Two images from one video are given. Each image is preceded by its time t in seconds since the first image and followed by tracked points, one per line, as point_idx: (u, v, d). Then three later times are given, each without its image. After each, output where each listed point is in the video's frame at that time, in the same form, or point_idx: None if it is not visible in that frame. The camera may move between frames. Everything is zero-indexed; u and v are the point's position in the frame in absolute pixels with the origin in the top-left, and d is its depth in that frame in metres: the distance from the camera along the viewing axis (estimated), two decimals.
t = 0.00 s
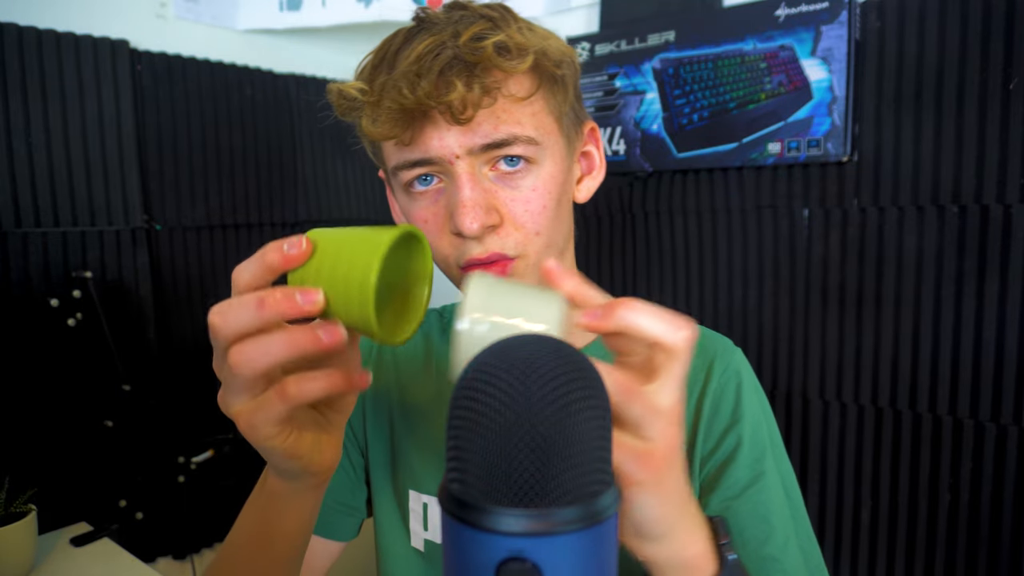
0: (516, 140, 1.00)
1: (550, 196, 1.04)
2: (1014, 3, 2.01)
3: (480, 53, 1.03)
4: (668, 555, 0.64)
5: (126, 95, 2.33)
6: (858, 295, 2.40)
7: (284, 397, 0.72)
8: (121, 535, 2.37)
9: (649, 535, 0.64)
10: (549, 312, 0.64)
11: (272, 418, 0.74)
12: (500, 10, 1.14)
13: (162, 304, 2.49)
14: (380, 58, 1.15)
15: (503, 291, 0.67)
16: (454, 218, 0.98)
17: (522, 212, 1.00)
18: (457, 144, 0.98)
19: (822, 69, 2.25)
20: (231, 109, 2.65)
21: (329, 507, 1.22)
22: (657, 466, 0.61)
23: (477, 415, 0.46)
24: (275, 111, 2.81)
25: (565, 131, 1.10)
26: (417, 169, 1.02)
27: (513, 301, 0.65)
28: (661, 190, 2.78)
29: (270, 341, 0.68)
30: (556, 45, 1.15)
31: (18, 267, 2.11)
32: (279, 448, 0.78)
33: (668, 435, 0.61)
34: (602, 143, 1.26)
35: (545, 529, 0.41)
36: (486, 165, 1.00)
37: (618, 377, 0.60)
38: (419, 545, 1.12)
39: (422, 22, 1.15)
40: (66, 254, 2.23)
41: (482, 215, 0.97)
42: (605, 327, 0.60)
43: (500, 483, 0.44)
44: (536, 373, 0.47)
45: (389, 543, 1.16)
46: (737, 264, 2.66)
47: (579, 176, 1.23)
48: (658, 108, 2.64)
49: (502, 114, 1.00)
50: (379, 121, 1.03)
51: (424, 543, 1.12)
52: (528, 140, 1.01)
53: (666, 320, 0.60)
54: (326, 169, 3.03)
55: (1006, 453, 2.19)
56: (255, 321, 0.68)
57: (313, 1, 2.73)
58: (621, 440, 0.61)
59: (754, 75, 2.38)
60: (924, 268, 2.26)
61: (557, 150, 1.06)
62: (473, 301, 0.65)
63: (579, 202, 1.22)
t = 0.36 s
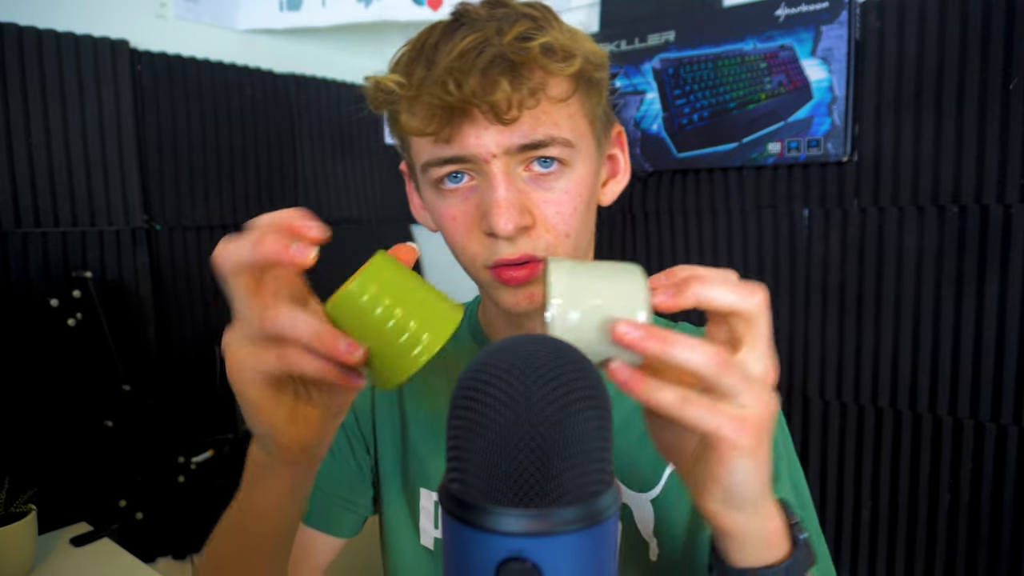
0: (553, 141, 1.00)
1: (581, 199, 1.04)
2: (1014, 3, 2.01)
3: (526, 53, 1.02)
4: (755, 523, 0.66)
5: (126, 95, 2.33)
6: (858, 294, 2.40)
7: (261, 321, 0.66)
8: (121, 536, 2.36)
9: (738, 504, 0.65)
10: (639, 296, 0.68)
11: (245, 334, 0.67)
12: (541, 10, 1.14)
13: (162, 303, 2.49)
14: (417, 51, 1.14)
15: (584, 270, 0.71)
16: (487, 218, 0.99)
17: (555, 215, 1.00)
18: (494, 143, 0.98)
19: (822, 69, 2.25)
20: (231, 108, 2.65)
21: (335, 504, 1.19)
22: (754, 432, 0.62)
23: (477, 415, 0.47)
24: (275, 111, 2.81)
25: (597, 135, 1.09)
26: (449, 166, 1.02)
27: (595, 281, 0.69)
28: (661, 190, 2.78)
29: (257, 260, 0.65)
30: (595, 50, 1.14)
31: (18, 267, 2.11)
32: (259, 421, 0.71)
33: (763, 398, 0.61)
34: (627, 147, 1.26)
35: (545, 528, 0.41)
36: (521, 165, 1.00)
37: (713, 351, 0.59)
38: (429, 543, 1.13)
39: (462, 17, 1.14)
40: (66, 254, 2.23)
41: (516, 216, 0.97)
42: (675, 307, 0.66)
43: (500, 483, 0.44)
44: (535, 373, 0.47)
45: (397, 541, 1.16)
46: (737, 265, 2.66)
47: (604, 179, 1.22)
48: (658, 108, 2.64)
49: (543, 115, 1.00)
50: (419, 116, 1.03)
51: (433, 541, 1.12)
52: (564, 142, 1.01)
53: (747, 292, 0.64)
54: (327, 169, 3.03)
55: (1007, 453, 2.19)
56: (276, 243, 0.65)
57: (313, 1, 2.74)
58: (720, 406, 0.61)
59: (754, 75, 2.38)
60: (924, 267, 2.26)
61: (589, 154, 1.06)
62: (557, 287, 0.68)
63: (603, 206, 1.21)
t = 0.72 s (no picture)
0: (582, 145, 1.01)
1: (605, 203, 1.05)
2: (1014, 3, 2.01)
3: (566, 56, 1.02)
4: (813, 476, 0.71)
5: (126, 95, 2.33)
6: (859, 295, 2.40)
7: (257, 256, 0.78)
8: (121, 535, 2.36)
9: (797, 457, 0.70)
10: (689, 258, 0.70)
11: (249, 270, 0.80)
12: (579, 12, 1.12)
13: (162, 303, 2.49)
14: (452, 43, 1.11)
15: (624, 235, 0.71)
16: (512, 218, 1.00)
17: (580, 218, 1.01)
18: (525, 144, 0.99)
19: (821, 69, 2.25)
20: (231, 108, 2.65)
21: (332, 503, 1.14)
22: (813, 379, 0.66)
23: (476, 415, 0.47)
24: (275, 111, 2.81)
25: (622, 140, 1.10)
26: (476, 163, 1.03)
27: (643, 246, 0.70)
28: (660, 190, 2.78)
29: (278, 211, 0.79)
30: (630, 57, 1.13)
31: (17, 267, 2.10)
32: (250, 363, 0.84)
33: (816, 338, 0.67)
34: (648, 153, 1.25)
35: (546, 529, 0.41)
36: (549, 166, 1.01)
37: (770, 299, 0.65)
38: (433, 538, 1.09)
39: (499, 11, 1.11)
40: (66, 254, 2.23)
41: (542, 218, 0.99)
42: (726, 268, 0.70)
43: (500, 483, 0.44)
44: (535, 374, 0.47)
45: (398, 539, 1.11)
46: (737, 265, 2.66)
47: (625, 183, 1.21)
48: (658, 107, 2.64)
49: (576, 119, 1.00)
50: (452, 112, 1.02)
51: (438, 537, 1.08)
52: (593, 147, 1.02)
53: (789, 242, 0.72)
54: (327, 170, 3.04)
55: (1007, 453, 2.19)
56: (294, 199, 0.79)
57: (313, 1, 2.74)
58: (782, 351, 0.65)
59: (754, 75, 2.38)
60: (925, 267, 2.26)
61: (616, 159, 1.07)
62: (614, 263, 0.67)
63: (622, 210, 1.19)
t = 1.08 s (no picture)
0: (585, 143, 1.01)
1: (607, 203, 1.05)
2: (1014, 3, 2.01)
3: (574, 55, 1.02)
4: (882, 389, 0.72)
5: (127, 96, 2.33)
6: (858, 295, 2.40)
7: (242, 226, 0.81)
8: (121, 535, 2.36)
9: (865, 372, 0.71)
10: (704, 201, 0.71)
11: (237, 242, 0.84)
12: (587, 12, 1.12)
13: (162, 303, 2.50)
14: (459, 40, 1.11)
15: (632, 207, 0.70)
16: (515, 214, 1.01)
17: (583, 216, 1.01)
18: (530, 141, 0.99)
19: (821, 69, 2.25)
20: (231, 109, 2.65)
21: (319, 491, 1.16)
22: (860, 289, 0.69)
23: (476, 415, 0.47)
24: (275, 111, 2.81)
25: (626, 140, 1.10)
26: (480, 160, 1.03)
27: (659, 209, 0.69)
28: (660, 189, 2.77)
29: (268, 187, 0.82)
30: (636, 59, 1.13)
31: (17, 267, 2.10)
32: (234, 334, 0.88)
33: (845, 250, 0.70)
34: (648, 152, 1.24)
35: (545, 529, 0.41)
36: (552, 164, 1.01)
37: (794, 223, 0.68)
38: (433, 533, 1.08)
39: (507, 10, 1.11)
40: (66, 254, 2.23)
41: (545, 215, 0.99)
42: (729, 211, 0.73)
43: (500, 483, 0.44)
44: (534, 374, 0.48)
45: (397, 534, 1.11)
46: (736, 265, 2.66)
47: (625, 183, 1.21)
48: (658, 107, 2.64)
49: (580, 117, 1.00)
50: (459, 107, 1.02)
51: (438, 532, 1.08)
52: (597, 145, 1.01)
53: (782, 176, 0.74)
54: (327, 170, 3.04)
55: (1007, 452, 2.19)
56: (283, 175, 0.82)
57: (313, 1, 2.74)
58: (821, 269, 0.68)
59: (754, 75, 2.38)
60: (924, 267, 2.26)
61: (619, 159, 1.07)
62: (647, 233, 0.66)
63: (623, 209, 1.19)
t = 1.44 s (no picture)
0: (591, 143, 1.02)
1: (612, 202, 1.06)
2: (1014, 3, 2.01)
3: (580, 57, 1.02)
4: (924, 370, 0.73)
5: (127, 96, 2.33)
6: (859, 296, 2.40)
7: (275, 240, 0.75)
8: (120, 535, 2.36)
9: (906, 358, 0.72)
10: (728, 231, 0.73)
11: (263, 247, 0.77)
12: (592, 14, 1.13)
13: (163, 303, 2.50)
14: (466, 42, 1.12)
15: (653, 255, 0.72)
16: (521, 213, 1.01)
17: (589, 215, 1.02)
18: (536, 141, 1.00)
19: (822, 69, 2.25)
20: (231, 109, 2.66)
21: (311, 474, 1.17)
22: (895, 281, 0.70)
23: (477, 416, 0.47)
24: (275, 111, 2.82)
25: (630, 140, 1.10)
26: (486, 159, 1.04)
27: (683, 253, 0.71)
28: (660, 189, 2.77)
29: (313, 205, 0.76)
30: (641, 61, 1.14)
31: (17, 267, 2.10)
32: (242, 336, 0.81)
33: (871, 243, 0.73)
34: (651, 153, 1.25)
35: (545, 529, 0.41)
36: (558, 164, 1.02)
37: (820, 233, 0.70)
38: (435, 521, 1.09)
39: (513, 11, 1.11)
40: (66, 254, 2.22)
41: (551, 215, 1.00)
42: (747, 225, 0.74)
43: (501, 482, 0.44)
44: (535, 374, 0.48)
45: (400, 523, 1.11)
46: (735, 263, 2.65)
47: (629, 182, 1.21)
48: (658, 108, 2.64)
49: (586, 118, 1.01)
50: (466, 108, 1.03)
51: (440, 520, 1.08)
52: (602, 145, 1.03)
53: (795, 175, 0.78)
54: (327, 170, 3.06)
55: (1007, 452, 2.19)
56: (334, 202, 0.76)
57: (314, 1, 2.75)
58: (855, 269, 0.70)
59: (754, 75, 2.38)
60: (924, 267, 2.27)
61: (623, 159, 1.08)
62: (675, 284, 0.68)
63: (627, 208, 1.20)
